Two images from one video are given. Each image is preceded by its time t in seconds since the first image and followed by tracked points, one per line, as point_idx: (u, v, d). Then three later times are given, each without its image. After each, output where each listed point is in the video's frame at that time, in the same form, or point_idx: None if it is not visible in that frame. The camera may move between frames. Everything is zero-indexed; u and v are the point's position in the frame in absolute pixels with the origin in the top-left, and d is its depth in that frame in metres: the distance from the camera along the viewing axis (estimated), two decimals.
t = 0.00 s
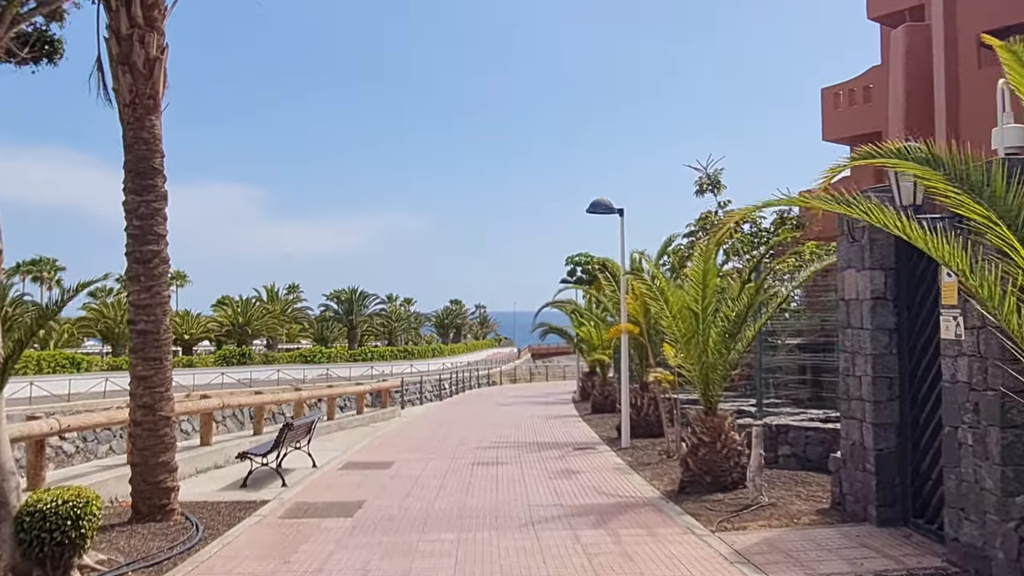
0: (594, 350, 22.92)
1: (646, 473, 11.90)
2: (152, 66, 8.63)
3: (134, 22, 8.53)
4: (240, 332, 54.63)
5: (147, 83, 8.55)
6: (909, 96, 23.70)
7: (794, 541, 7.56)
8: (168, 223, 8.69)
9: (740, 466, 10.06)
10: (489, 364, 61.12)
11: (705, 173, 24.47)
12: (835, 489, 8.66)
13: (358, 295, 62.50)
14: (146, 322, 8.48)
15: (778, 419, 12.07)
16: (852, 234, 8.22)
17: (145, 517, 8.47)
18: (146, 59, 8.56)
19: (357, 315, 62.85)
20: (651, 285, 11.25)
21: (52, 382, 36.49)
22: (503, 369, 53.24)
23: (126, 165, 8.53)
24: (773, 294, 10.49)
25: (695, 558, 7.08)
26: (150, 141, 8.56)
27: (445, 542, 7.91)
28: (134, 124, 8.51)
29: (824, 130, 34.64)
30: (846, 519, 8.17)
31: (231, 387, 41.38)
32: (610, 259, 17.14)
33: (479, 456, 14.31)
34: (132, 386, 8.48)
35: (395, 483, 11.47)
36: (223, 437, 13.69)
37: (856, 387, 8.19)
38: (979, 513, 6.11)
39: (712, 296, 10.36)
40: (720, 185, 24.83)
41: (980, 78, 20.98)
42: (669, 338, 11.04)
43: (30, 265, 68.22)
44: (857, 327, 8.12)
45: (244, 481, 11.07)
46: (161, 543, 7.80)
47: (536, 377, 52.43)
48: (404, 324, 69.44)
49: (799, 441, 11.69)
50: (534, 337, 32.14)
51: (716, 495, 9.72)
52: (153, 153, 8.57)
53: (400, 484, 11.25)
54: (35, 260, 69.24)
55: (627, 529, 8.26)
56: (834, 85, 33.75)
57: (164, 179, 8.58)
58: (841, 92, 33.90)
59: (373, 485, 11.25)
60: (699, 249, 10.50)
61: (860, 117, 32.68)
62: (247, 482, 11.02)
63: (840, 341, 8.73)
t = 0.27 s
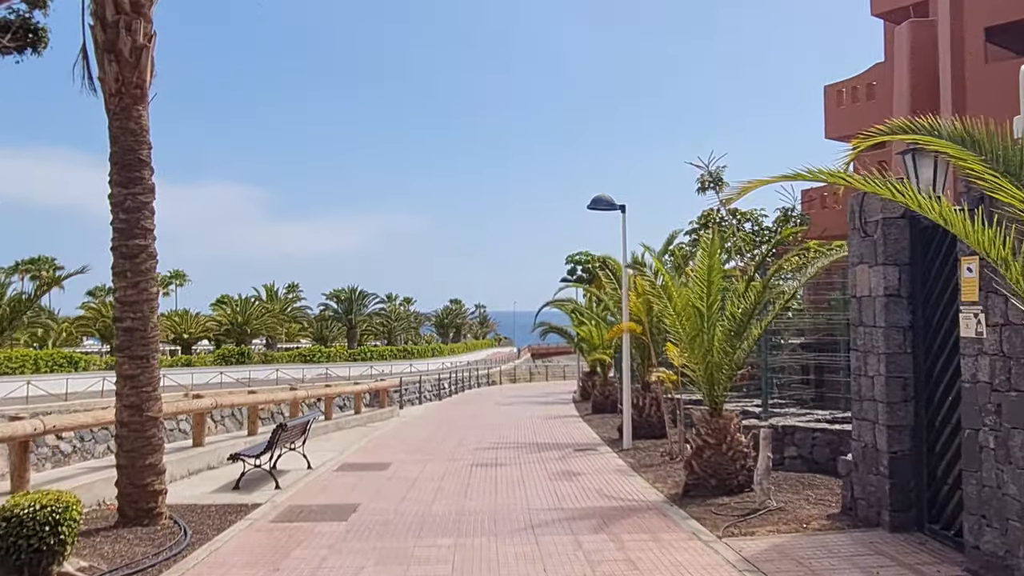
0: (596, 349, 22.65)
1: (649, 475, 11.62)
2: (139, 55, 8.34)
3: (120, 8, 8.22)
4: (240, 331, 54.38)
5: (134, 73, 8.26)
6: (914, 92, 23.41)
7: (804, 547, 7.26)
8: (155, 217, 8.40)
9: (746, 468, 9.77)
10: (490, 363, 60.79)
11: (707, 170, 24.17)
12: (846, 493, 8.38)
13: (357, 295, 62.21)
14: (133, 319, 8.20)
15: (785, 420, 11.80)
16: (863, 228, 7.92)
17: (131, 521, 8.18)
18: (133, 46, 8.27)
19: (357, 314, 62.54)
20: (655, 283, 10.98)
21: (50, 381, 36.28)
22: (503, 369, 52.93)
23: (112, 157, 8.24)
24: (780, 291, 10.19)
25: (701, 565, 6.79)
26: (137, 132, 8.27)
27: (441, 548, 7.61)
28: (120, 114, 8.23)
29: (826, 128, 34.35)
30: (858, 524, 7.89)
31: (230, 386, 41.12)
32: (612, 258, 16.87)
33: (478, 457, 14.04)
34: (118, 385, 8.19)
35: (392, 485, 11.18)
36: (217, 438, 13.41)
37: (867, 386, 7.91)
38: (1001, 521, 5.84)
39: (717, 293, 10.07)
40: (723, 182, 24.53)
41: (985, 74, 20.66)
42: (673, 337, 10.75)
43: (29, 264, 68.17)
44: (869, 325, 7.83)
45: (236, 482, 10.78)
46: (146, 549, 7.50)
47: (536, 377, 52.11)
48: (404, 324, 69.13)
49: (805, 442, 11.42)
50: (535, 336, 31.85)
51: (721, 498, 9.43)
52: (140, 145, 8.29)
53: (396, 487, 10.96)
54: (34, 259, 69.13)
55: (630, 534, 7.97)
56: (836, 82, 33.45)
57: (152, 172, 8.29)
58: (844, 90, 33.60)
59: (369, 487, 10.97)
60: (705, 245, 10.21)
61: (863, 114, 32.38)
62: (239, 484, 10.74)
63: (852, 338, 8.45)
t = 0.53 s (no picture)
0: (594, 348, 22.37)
1: (650, 477, 11.35)
2: (125, 41, 8.04)
3: None
4: (236, 329, 54.07)
5: (119, 59, 7.95)
6: (917, 89, 23.17)
7: (813, 555, 6.98)
8: (141, 209, 8.10)
9: (750, 471, 9.48)
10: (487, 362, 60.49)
11: (708, 168, 23.90)
12: (856, 498, 8.10)
13: (354, 292, 61.87)
14: (117, 315, 7.90)
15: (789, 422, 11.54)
16: (875, 223, 7.64)
17: (114, 525, 7.88)
18: (118, 32, 7.96)
19: (353, 312, 62.21)
20: (657, 280, 10.70)
21: (43, 378, 35.93)
22: (500, 367, 52.63)
23: (96, 147, 7.94)
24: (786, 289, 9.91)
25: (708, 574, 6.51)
26: (122, 121, 7.97)
27: (435, 553, 7.32)
28: (104, 102, 7.93)
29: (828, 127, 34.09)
30: (868, 530, 7.61)
31: (226, 384, 40.81)
32: (611, 254, 16.59)
33: (475, 458, 13.76)
34: (102, 384, 7.89)
35: (386, 486, 10.89)
36: (208, 438, 13.12)
37: (878, 388, 7.64)
38: None
39: (720, 291, 9.80)
40: (723, 180, 24.26)
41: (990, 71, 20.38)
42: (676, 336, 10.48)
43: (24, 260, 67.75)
44: (881, 324, 7.55)
45: (226, 483, 10.49)
46: (128, 554, 7.20)
47: (534, 375, 51.83)
48: (400, 321, 68.79)
49: (810, 444, 11.15)
50: (532, 335, 31.58)
51: (725, 502, 9.16)
52: (125, 134, 7.98)
53: (391, 488, 10.68)
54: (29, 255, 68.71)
55: (632, 540, 7.69)
56: (837, 80, 33.19)
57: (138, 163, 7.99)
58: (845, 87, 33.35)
59: (363, 489, 10.68)
60: (709, 241, 9.93)
61: (864, 112, 32.13)
62: (229, 484, 10.44)
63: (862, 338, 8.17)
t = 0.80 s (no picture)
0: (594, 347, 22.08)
1: (652, 480, 11.05)
2: (111, 25, 7.72)
3: None
4: (232, 328, 53.72)
5: (104, 45, 7.64)
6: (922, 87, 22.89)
7: (826, 562, 6.68)
8: (126, 201, 7.79)
9: (758, 474, 9.19)
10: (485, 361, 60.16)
11: (709, 165, 23.62)
12: (868, 503, 7.82)
13: (351, 292, 61.49)
14: (101, 311, 7.59)
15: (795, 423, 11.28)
16: (890, 218, 7.35)
17: (97, 529, 7.57)
18: (104, 16, 7.64)
19: (351, 311, 61.87)
20: (660, 277, 10.40)
21: (37, 377, 35.60)
22: (498, 367, 52.32)
23: (80, 135, 7.62)
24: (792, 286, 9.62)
25: None
26: (108, 109, 7.65)
27: (432, 560, 7.03)
28: (89, 89, 7.61)
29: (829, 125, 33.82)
30: (882, 537, 7.34)
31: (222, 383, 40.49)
32: (609, 253, 16.28)
33: (472, 459, 13.46)
34: (86, 382, 7.58)
35: (381, 489, 10.59)
36: (200, 439, 12.81)
37: (893, 389, 7.35)
38: None
39: (727, 288, 9.50)
40: (725, 178, 23.97)
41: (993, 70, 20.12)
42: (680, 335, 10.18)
43: (19, 258, 67.36)
44: (896, 322, 7.28)
45: (216, 485, 10.19)
46: (111, 560, 6.89)
47: (531, 375, 51.52)
48: (398, 321, 68.44)
49: (817, 446, 10.88)
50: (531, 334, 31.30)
51: (731, 507, 8.86)
52: (110, 123, 7.67)
53: (387, 491, 10.38)
54: (25, 253, 68.32)
55: (636, 546, 7.40)
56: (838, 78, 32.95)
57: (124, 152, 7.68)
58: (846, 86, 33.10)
59: (357, 491, 10.38)
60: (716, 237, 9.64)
61: (867, 111, 31.86)
62: (219, 487, 10.13)
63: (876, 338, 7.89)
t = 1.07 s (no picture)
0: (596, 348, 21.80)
1: (657, 485, 10.75)
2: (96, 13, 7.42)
3: None
4: (231, 328, 53.42)
5: (88, 34, 7.33)
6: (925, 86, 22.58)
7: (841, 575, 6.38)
8: (111, 197, 7.49)
9: (767, 480, 8.88)
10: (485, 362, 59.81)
11: (711, 164, 23.32)
12: (883, 512, 7.51)
13: (351, 292, 61.13)
14: (85, 311, 7.29)
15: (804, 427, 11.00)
16: (907, 214, 7.05)
17: (81, 538, 7.27)
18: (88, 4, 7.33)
19: (350, 311, 61.53)
20: (664, 275, 10.09)
21: (33, 377, 35.31)
22: (498, 368, 51.99)
23: (63, 128, 7.32)
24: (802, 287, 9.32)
25: None
26: (92, 101, 7.35)
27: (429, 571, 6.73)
28: (73, 80, 7.31)
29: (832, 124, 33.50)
30: (898, 547, 7.05)
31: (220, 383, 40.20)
32: (610, 252, 15.96)
33: (473, 462, 13.16)
34: (70, 386, 7.28)
35: (378, 494, 10.29)
36: (193, 443, 12.52)
37: (910, 393, 7.05)
38: None
39: (735, 288, 9.20)
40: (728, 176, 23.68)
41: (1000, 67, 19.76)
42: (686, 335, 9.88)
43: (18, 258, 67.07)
44: (912, 324, 6.97)
45: (208, 491, 9.88)
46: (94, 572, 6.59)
47: (532, 376, 51.21)
48: (397, 321, 68.11)
49: (826, 450, 10.59)
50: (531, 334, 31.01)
51: (740, 514, 8.56)
52: (94, 115, 7.37)
53: (384, 496, 10.08)
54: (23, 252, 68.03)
55: (643, 556, 7.11)
56: (841, 77, 32.66)
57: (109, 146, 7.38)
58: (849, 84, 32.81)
59: (354, 497, 10.09)
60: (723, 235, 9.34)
61: (869, 110, 31.57)
62: (211, 493, 9.83)
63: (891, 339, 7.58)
